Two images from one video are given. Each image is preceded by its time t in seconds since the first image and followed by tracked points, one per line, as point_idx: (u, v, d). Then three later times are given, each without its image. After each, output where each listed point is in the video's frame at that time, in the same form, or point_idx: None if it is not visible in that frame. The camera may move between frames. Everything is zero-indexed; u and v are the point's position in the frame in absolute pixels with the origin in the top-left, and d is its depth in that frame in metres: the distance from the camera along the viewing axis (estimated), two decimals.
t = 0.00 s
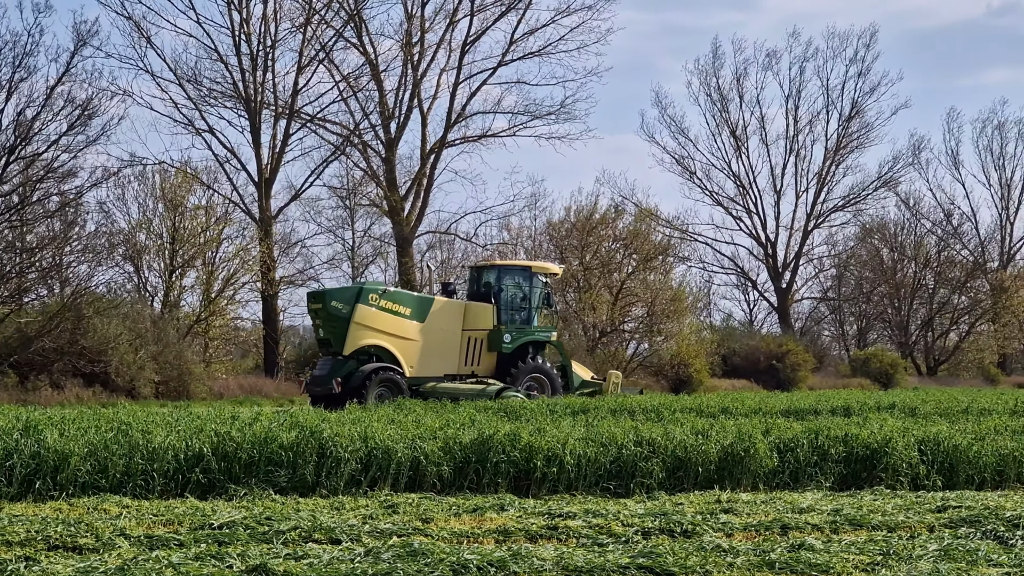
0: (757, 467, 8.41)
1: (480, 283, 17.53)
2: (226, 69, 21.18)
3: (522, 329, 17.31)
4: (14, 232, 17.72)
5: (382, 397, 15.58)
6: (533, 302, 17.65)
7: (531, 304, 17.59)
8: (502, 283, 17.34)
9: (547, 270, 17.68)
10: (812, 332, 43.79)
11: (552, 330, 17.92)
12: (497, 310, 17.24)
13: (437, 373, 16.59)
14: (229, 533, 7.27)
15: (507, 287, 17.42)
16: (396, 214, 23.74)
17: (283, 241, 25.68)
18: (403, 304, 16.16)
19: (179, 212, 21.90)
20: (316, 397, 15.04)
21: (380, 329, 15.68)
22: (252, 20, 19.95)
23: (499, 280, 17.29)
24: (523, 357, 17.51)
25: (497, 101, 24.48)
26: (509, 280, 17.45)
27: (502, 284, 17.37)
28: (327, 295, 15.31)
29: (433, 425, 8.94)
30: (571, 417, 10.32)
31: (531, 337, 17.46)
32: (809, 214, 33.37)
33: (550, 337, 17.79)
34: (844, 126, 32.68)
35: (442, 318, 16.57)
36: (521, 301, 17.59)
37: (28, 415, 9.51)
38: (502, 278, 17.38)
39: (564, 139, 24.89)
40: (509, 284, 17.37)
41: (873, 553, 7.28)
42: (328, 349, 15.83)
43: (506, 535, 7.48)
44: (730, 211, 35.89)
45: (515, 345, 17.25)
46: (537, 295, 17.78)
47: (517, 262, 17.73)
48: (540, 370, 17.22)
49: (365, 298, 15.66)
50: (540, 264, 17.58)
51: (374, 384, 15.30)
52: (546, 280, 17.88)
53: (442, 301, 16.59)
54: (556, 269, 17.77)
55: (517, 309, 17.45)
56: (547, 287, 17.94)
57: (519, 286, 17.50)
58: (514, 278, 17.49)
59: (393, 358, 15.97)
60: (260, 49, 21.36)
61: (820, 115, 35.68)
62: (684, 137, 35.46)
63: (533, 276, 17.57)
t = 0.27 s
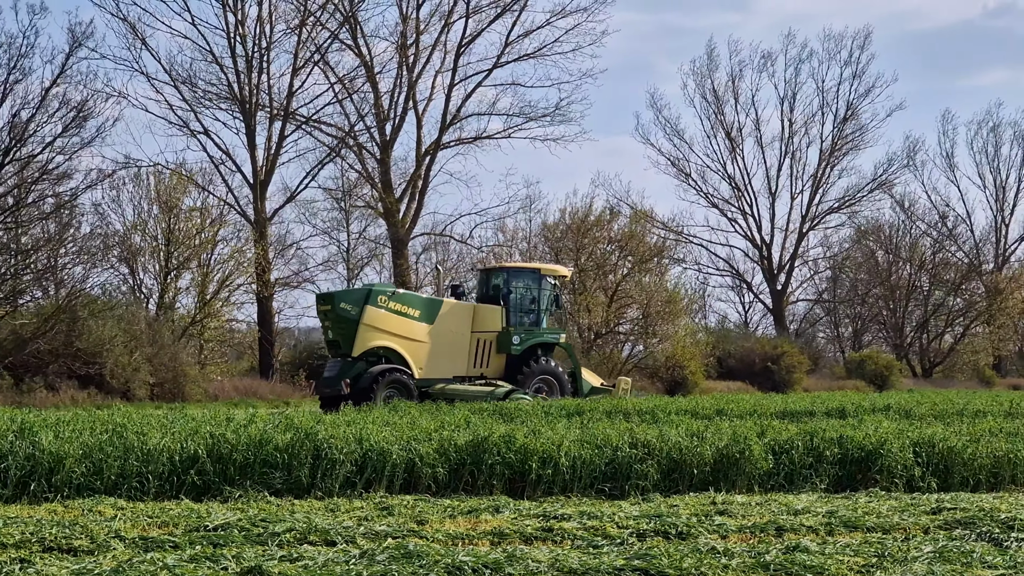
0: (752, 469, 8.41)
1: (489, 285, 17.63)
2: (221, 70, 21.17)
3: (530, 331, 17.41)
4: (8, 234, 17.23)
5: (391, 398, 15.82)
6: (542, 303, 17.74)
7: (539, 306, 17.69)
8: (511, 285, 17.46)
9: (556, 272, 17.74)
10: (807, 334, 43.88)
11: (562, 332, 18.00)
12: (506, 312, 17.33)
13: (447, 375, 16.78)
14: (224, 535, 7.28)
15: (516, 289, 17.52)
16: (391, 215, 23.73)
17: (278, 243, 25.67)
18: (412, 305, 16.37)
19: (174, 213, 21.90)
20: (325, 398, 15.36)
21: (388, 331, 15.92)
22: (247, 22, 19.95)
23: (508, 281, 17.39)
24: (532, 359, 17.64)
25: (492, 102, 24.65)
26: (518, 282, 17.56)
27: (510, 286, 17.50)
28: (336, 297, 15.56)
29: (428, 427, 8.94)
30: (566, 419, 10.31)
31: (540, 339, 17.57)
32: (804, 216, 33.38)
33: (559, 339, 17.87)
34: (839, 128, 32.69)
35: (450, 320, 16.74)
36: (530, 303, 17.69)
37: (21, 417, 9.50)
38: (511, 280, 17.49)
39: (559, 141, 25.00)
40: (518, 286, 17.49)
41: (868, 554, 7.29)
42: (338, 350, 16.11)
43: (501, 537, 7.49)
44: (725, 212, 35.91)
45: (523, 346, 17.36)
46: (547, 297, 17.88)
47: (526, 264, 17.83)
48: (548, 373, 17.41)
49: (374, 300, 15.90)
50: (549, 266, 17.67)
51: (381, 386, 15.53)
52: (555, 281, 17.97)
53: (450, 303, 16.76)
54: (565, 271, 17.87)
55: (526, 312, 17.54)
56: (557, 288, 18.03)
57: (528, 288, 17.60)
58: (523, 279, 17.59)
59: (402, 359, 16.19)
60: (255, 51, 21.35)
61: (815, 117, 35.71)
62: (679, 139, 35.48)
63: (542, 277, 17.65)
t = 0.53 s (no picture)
0: (747, 470, 8.40)
1: (499, 287, 18.17)
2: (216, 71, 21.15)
3: (539, 332, 17.94)
4: (3, 235, 17.28)
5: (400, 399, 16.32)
6: (552, 306, 18.27)
7: (549, 308, 18.20)
8: (520, 287, 18.00)
9: (564, 274, 18.27)
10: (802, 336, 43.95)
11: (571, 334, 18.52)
12: (515, 313, 17.87)
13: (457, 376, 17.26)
14: (218, 536, 7.28)
15: (526, 291, 18.08)
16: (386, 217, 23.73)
17: (273, 244, 25.66)
18: (422, 307, 16.76)
19: (169, 215, 21.87)
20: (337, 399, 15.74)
21: (399, 333, 16.29)
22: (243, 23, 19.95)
23: (518, 284, 17.92)
24: (541, 360, 18.21)
25: (487, 104, 24.76)
26: (528, 284, 18.12)
27: (520, 288, 18.04)
28: (348, 299, 15.89)
29: (423, 428, 8.93)
30: (560, 420, 10.32)
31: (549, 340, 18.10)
32: (799, 217, 33.37)
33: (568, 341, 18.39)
34: (834, 129, 32.68)
35: (459, 321, 17.22)
36: (540, 305, 18.23)
37: (15, 419, 9.49)
38: (520, 282, 18.02)
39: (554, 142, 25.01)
40: (527, 287, 18.04)
41: (863, 556, 7.31)
42: (346, 351, 16.44)
43: (496, 538, 7.51)
44: (720, 214, 35.91)
45: (533, 348, 17.89)
46: (556, 298, 18.41)
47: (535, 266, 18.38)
48: (557, 375, 17.97)
49: (384, 302, 16.26)
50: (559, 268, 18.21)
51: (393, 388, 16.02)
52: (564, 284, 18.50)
53: (460, 305, 17.20)
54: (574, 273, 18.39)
55: (535, 313, 18.08)
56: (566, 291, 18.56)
57: (537, 290, 18.15)
58: (533, 282, 18.13)
59: (412, 361, 16.57)
60: (250, 52, 21.35)
61: (810, 119, 35.71)
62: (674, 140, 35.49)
63: (551, 279, 18.20)
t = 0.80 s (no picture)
0: (742, 470, 8.39)
1: (510, 287, 18.69)
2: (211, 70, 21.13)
3: (550, 333, 18.50)
4: None
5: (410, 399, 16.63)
6: (562, 306, 18.79)
7: (559, 309, 18.72)
8: (531, 287, 18.52)
9: (575, 274, 18.77)
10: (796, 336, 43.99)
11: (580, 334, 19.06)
12: (526, 314, 18.35)
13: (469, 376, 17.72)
14: (213, 536, 7.28)
15: (537, 291, 18.61)
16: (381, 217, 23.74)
17: (268, 245, 25.63)
18: (433, 308, 17.22)
19: (164, 214, 21.82)
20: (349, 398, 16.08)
21: (410, 333, 16.71)
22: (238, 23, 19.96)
23: (529, 285, 18.46)
24: (552, 360, 18.77)
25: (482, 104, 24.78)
26: (539, 284, 18.63)
27: (531, 288, 18.55)
28: (360, 299, 16.28)
29: (418, 428, 8.91)
30: (556, 420, 10.33)
31: (560, 340, 18.67)
32: (794, 218, 33.36)
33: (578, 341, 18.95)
34: (830, 129, 32.69)
35: (470, 322, 17.68)
36: (551, 305, 18.74)
37: (10, 419, 9.47)
38: (531, 283, 18.54)
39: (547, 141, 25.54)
40: (538, 288, 18.56)
41: (858, 555, 7.32)
42: (357, 351, 16.81)
43: (491, 537, 7.52)
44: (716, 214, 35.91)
45: (543, 348, 18.45)
46: (566, 298, 18.91)
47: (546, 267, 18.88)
48: (567, 375, 18.58)
49: (396, 301, 16.69)
50: (569, 269, 18.73)
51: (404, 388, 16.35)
52: (575, 284, 18.98)
53: (470, 305, 17.67)
54: (585, 274, 18.85)
55: (546, 313, 18.60)
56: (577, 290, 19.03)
57: (548, 290, 18.70)
58: (544, 283, 18.69)
59: (423, 360, 16.98)
60: (245, 52, 21.35)
61: (805, 119, 35.73)
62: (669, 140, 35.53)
63: (562, 280, 18.71)
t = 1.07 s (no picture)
0: (736, 472, 8.38)
1: (520, 290, 18.73)
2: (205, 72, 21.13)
3: (560, 336, 18.48)
4: None
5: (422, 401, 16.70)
6: (572, 308, 18.85)
7: (569, 311, 18.77)
8: (541, 290, 18.56)
9: (585, 278, 18.81)
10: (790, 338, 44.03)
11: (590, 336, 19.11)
12: (536, 317, 18.40)
13: (479, 378, 17.80)
14: (206, 538, 7.28)
15: (547, 294, 18.64)
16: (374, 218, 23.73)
17: (263, 247, 25.62)
18: (443, 310, 17.30)
19: (158, 217, 21.80)
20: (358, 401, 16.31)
21: (420, 335, 16.82)
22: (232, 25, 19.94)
23: (540, 288, 18.49)
24: (562, 362, 18.80)
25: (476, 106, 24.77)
26: (549, 287, 18.65)
27: (541, 291, 18.59)
28: (369, 301, 16.40)
29: (411, 430, 8.91)
30: (550, 422, 10.31)
31: (570, 342, 18.68)
32: (788, 219, 33.37)
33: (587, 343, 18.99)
34: (823, 131, 32.71)
35: (480, 324, 17.74)
36: (560, 308, 18.78)
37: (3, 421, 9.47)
38: (542, 286, 18.58)
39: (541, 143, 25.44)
40: (548, 290, 18.60)
41: (852, 557, 7.33)
42: (368, 353, 16.97)
43: (485, 540, 7.52)
44: (709, 215, 35.92)
45: (553, 350, 18.42)
46: (576, 301, 18.95)
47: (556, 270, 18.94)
48: (577, 377, 18.56)
49: (406, 304, 16.78)
50: (580, 272, 18.76)
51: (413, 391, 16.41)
52: (584, 287, 19.05)
53: (480, 308, 17.72)
54: (595, 277, 18.91)
55: (556, 316, 18.63)
56: (586, 293, 19.10)
57: (559, 293, 18.72)
58: (554, 285, 18.71)
59: (433, 362, 17.09)
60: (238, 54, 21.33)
61: (799, 120, 35.74)
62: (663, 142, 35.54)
63: (571, 283, 18.74)
